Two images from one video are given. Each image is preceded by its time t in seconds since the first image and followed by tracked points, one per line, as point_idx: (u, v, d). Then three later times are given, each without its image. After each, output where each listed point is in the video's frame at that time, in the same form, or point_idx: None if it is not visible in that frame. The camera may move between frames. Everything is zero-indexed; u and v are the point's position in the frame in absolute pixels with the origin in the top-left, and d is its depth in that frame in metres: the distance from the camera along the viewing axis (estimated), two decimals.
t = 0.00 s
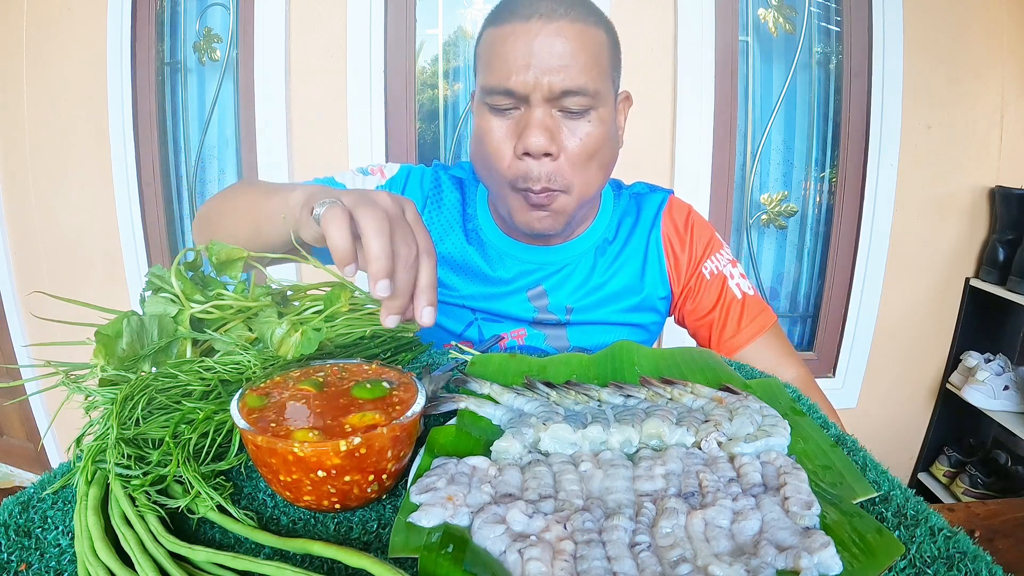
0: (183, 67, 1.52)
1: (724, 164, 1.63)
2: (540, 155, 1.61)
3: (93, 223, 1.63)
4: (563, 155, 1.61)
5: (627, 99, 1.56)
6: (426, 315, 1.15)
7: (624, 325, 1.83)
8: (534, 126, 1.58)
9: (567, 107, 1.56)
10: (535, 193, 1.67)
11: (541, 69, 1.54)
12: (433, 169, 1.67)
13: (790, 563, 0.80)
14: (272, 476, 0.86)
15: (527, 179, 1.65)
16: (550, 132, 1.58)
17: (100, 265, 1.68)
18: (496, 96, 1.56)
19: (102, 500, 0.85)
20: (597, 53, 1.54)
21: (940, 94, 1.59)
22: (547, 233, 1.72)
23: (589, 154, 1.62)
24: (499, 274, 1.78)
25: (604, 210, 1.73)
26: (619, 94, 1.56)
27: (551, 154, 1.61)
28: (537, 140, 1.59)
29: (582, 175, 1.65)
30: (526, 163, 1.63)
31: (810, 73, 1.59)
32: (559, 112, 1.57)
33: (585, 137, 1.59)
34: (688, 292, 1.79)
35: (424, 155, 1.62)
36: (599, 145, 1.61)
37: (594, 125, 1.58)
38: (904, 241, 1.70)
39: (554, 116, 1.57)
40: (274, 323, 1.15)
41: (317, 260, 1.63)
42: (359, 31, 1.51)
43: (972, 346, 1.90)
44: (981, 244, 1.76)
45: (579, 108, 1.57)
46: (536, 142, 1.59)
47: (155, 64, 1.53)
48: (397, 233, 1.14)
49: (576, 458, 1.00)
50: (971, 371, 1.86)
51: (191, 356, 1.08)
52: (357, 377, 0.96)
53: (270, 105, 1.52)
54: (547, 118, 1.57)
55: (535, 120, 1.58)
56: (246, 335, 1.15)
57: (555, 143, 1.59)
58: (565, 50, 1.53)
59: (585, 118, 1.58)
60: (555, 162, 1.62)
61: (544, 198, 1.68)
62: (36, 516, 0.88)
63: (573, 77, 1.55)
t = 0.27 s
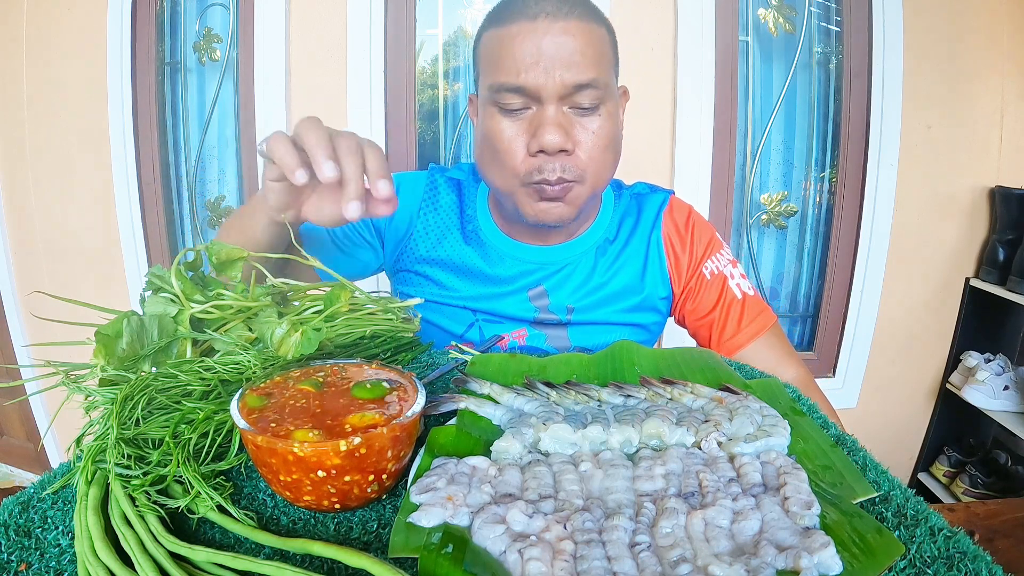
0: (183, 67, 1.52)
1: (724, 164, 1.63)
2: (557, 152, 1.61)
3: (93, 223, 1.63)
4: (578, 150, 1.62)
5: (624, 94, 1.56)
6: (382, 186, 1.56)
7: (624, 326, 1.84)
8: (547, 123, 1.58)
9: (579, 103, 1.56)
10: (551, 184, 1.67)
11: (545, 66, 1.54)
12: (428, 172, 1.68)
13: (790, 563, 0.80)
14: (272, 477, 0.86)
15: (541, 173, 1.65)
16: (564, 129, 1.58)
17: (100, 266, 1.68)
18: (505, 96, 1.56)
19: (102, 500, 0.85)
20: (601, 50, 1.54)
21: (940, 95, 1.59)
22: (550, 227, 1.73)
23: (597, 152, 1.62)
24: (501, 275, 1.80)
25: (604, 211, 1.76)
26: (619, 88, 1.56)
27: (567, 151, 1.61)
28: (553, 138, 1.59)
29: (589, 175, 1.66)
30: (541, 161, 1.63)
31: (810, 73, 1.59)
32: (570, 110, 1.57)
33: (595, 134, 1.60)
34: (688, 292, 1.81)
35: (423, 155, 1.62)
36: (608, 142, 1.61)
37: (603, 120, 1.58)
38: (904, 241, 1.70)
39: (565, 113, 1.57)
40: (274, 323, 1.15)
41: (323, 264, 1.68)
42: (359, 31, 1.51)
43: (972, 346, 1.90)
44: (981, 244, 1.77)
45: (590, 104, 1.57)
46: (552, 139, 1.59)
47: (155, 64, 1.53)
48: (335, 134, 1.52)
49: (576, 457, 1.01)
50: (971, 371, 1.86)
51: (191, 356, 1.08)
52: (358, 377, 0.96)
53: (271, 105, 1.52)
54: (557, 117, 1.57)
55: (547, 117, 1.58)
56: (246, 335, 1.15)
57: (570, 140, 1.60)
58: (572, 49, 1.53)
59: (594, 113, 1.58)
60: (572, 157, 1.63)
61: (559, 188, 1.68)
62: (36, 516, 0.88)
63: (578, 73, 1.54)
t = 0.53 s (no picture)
0: (183, 67, 1.53)
1: (724, 164, 1.63)
2: (560, 148, 1.57)
3: (93, 223, 1.63)
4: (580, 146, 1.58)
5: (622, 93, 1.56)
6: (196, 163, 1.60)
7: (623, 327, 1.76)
8: (548, 120, 1.55)
9: (579, 98, 1.54)
10: (556, 180, 1.62)
11: (545, 63, 1.51)
12: (415, 179, 1.65)
13: (790, 563, 0.80)
14: (272, 477, 0.86)
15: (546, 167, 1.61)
16: (566, 125, 1.56)
17: (99, 266, 1.68)
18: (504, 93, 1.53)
19: (102, 500, 0.85)
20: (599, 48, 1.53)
21: (940, 95, 1.59)
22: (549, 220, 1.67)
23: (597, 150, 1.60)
24: (496, 277, 1.73)
25: (601, 211, 1.69)
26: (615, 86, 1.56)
27: (569, 146, 1.58)
28: (554, 134, 1.56)
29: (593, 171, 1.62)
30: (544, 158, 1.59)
31: (810, 73, 1.59)
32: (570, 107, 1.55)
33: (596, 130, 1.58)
34: (685, 292, 1.74)
35: (423, 155, 1.61)
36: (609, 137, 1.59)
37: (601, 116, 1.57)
38: (904, 241, 1.70)
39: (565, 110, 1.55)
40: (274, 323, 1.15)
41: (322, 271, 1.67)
42: (359, 31, 1.51)
43: (972, 346, 1.90)
44: (981, 244, 1.76)
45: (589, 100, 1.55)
46: (554, 136, 1.56)
47: (155, 64, 1.53)
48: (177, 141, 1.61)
49: (576, 458, 1.01)
50: (971, 371, 1.86)
51: (191, 356, 1.08)
52: (358, 377, 0.96)
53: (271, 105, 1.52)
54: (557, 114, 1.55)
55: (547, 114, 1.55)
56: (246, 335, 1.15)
57: (572, 135, 1.57)
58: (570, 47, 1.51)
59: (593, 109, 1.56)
60: (573, 153, 1.59)
61: (565, 184, 1.63)
62: (36, 516, 0.88)
63: (577, 70, 1.52)
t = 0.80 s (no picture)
0: (182, 67, 1.52)
1: (724, 164, 1.63)
2: (555, 143, 1.57)
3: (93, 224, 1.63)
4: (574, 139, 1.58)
5: (621, 93, 1.56)
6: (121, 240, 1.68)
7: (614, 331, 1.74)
8: (543, 115, 1.55)
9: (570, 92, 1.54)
10: (549, 180, 1.62)
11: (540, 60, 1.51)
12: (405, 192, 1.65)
13: (790, 564, 0.80)
14: (272, 477, 0.86)
15: (541, 164, 1.60)
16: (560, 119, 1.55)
17: (99, 267, 1.68)
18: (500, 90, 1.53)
19: (102, 500, 0.85)
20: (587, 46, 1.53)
21: (940, 95, 1.59)
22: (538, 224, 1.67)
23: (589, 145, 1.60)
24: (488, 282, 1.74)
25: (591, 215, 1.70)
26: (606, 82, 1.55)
27: (564, 141, 1.58)
28: (550, 128, 1.55)
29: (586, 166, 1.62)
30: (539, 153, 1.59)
31: (810, 73, 1.59)
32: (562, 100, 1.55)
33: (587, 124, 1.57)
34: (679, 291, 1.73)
35: (423, 155, 1.62)
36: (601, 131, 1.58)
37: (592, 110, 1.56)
38: (904, 241, 1.70)
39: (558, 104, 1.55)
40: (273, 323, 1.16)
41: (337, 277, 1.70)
42: (359, 31, 1.51)
43: (972, 346, 1.90)
44: (981, 243, 1.76)
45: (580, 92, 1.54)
46: (549, 130, 1.55)
47: (155, 64, 1.53)
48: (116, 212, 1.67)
49: (576, 458, 1.01)
50: (971, 371, 1.86)
51: (191, 356, 1.08)
52: (358, 377, 0.96)
53: (271, 105, 1.52)
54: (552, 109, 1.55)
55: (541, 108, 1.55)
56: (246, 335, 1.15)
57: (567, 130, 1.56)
58: (562, 42, 1.51)
59: (584, 102, 1.55)
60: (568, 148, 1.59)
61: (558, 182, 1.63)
62: (36, 516, 0.88)
63: (568, 65, 1.52)
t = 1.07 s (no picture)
0: (183, 67, 1.52)
1: (724, 164, 1.63)
2: (540, 140, 1.53)
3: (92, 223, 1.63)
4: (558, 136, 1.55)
5: (621, 92, 1.56)
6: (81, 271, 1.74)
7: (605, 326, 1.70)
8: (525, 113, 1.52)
9: (552, 90, 1.51)
10: (537, 169, 1.58)
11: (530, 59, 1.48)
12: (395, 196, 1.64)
13: (790, 563, 0.80)
14: (272, 477, 0.86)
15: (528, 158, 1.56)
16: (544, 117, 1.52)
17: (99, 267, 1.68)
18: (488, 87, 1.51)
19: (102, 500, 0.85)
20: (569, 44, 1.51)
21: (940, 95, 1.59)
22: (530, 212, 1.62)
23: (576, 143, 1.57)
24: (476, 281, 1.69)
25: (578, 209, 1.65)
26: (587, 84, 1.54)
27: (549, 138, 1.54)
28: (535, 126, 1.52)
29: (573, 164, 1.59)
30: (526, 149, 1.55)
31: (810, 73, 1.59)
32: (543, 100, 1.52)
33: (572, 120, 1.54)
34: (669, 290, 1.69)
35: (423, 155, 1.61)
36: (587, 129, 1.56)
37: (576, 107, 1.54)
38: (904, 240, 1.70)
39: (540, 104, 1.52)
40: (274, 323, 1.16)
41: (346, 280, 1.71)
42: (359, 31, 1.51)
43: (972, 346, 1.90)
44: (981, 244, 1.76)
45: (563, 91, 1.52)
46: (534, 128, 1.52)
47: (155, 64, 1.53)
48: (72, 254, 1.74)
49: (576, 457, 1.01)
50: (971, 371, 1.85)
51: (191, 356, 1.08)
52: (358, 377, 0.96)
53: (270, 105, 1.52)
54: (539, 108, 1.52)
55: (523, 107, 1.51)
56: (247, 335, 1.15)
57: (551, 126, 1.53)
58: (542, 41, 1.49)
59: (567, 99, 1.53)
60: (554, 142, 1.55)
61: (546, 172, 1.59)
62: (36, 516, 0.88)
63: (550, 64, 1.49)
